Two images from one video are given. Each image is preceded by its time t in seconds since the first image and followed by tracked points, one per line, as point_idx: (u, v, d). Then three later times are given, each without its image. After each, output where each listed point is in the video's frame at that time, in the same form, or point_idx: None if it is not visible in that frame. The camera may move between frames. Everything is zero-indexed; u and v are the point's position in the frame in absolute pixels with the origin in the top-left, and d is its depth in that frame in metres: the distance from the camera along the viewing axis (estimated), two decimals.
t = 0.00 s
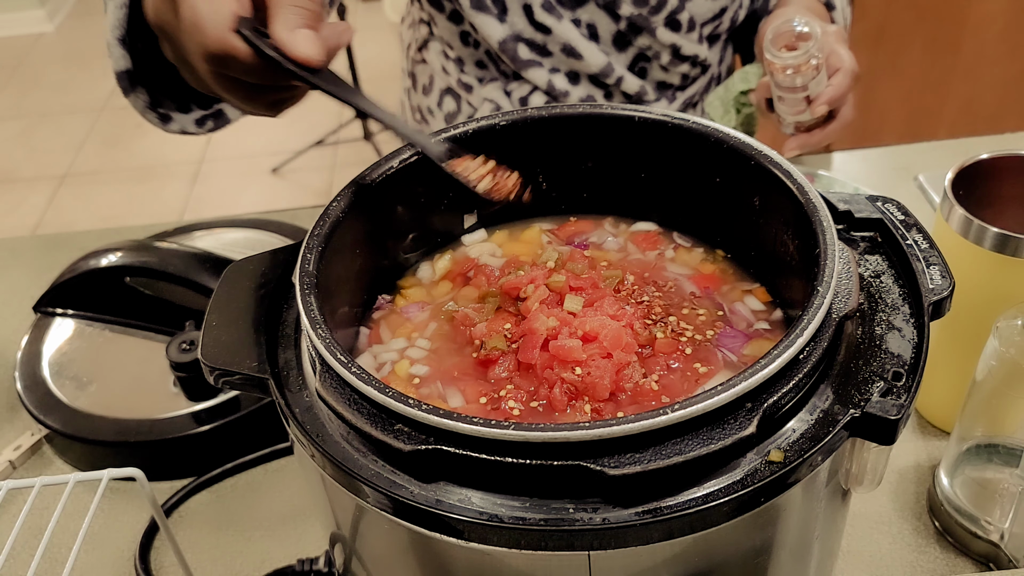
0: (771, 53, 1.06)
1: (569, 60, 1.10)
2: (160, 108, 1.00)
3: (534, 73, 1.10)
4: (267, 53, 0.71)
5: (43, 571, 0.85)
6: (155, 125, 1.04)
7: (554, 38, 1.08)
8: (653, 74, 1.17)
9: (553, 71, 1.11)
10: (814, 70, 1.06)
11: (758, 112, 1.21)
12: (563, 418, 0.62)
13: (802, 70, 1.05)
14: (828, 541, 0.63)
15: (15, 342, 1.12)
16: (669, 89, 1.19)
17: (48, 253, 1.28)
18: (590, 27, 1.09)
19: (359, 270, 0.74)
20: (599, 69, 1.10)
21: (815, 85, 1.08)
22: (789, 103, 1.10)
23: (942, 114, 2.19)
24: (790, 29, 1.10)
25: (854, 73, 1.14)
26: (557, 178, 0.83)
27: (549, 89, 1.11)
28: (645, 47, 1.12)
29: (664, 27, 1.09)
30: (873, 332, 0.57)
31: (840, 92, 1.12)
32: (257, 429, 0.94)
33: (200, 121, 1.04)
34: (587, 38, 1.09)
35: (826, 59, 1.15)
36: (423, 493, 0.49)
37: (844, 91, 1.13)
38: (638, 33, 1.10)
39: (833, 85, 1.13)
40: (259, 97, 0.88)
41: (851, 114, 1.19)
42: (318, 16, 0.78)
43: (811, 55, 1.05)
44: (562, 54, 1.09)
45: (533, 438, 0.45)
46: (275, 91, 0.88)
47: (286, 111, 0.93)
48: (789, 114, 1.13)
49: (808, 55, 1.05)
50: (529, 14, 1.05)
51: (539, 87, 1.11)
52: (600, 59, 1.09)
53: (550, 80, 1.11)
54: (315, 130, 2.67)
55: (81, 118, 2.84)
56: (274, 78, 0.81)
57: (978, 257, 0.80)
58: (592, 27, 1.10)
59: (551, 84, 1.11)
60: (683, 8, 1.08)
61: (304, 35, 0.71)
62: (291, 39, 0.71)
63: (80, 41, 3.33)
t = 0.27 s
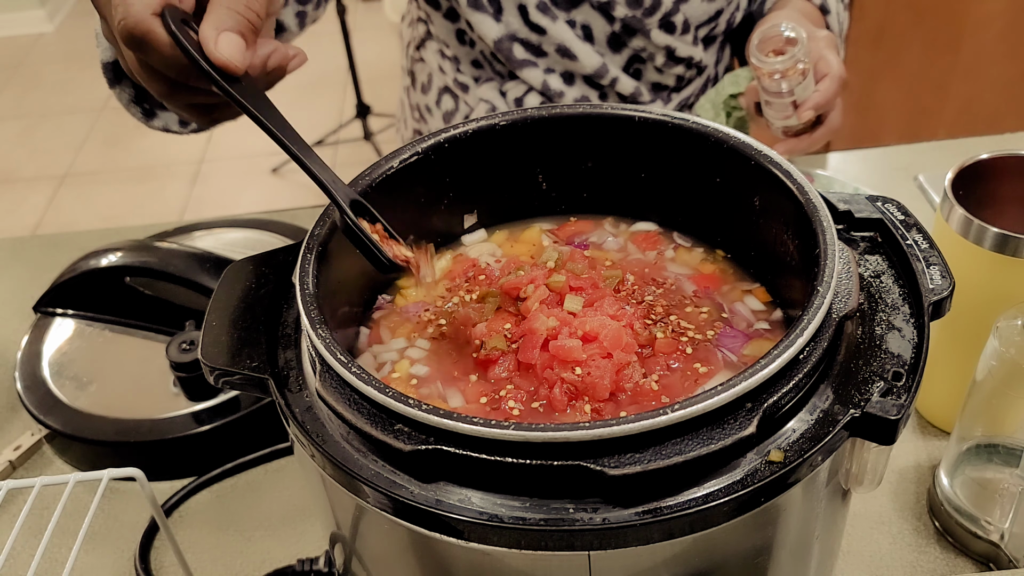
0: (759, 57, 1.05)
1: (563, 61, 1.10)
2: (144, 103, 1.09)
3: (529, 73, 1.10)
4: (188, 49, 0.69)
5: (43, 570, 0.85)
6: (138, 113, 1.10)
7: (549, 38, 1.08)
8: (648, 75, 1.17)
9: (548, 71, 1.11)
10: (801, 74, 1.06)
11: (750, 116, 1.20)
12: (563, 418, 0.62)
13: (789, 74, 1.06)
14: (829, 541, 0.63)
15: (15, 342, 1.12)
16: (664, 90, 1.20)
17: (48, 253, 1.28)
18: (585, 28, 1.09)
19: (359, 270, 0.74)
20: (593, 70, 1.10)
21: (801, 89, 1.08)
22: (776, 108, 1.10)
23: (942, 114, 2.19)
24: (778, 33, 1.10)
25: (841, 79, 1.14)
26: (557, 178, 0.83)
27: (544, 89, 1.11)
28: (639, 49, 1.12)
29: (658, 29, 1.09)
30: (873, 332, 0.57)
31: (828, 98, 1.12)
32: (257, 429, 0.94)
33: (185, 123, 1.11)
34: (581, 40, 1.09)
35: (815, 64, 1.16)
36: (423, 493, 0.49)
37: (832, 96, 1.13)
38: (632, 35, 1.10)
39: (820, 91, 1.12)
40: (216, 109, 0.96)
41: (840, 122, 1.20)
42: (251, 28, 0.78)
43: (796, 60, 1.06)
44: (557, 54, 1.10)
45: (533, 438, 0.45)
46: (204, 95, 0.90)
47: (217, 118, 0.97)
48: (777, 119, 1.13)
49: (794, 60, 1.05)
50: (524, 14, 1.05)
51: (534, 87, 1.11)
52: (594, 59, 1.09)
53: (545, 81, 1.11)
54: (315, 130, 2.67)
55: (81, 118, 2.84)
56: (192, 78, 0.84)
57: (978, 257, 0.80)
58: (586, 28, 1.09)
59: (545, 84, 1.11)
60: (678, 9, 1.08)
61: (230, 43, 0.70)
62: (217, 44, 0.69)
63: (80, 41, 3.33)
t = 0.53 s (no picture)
0: (761, 53, 1.05)
1: (568, 62, 1.10)
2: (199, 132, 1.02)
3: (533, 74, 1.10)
4: (282, 59, 0.70)
5: (43, 570, 0.85)
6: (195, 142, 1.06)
7: (553, 39, 1.08)
8: (651, 75, 1.17)
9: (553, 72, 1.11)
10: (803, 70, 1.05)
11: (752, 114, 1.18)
12: (563, 418, 0.62)
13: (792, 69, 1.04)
14: (829, 541, 0.63)
15: (15, 342, 1.12)
16: (666, 90, 1.19)
17: (47, 253, 1.28)
18: (590, 29, 1.09)
19: (359, 270, 0.74)
20: (598, 71, 1.10)
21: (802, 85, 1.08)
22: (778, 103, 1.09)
23: (942, 114, 2.19)
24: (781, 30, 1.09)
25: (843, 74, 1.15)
26: (557, 178, 0.83)
27: (548, 89, 1.11)
28: (644, 49, 1.12)
29: (663, 29, 1.09)
30: (873, 332, 0.57)
31: (827, 94, 1.13)
32: (256, 429, 0.94)
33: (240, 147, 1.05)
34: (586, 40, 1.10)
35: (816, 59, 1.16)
36: (423, 493, 0.49)
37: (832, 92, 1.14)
38: (637, 35, 1.10)
39: (820, 87, 1.13)
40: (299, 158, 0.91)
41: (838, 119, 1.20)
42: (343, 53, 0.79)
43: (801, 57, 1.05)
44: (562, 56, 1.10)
45: (533, 438, 0.45)
46: (283, 130, 0.85)
47: (296, 160, 0.91)
48: (777, 114, 1.12)
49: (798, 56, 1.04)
50: (529, 15, 1.06)
51: (539, 87, 1.11)
52: (599, 60, 1.09)
53: (550, 81, 1.10)
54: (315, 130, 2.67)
55: (81, 118, 2.84)
56: (281, 111, 0.80)
57: (978, 257, 0.80)
58: (591, 29, 1.10)
59: (550, 84, 1.11)
60: (682, 9, 1.08)
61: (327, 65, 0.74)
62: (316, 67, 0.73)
63: (80, 41, 3.33)
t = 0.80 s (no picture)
0: (773, 51, 1.05)
1: (574, 61, 1.10)
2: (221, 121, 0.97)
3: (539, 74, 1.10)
4: None
5: (43, 570, 0.85)
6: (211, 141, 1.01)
7: (560, 38, 1.08)
8: (656, 73, 1.17)
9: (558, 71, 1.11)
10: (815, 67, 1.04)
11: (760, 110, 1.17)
12: (563, 418, 0.62)
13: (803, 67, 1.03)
14: (829, 541, 0.63)
15: (15, 342, 1.12)
16: (671, 88, 1.19)
17: (47, 253, 1.28)
18: (596, 28, 1.10)
19: (359, 270, 0.74)
20: (604, 70, 1.11)
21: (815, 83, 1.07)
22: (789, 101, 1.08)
23: (942, 113, 2.19)
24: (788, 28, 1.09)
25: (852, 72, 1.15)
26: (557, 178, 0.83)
27: (554, 89, 1.11)
28: (650, 47, 1.12)
29: (669, 27, 1.09)
30: (873, 332, 0.57)
31: (838, 92, 1.12)
32: (256, 429, 0.94)
33: (257, 141, 1.02)
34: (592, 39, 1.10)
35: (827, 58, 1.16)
36: (423, 493, 0.49)
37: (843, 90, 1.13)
38: (643, 34, 1.11)
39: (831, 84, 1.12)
40: (347, 78, 0.86)
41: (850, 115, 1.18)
42: None
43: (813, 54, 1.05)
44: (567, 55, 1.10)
45: (533, 438, 0.45)
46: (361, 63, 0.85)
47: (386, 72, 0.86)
48: (789, 113, 1.11)
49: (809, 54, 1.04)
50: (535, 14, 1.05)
51: (544, 87, 1.10)
52: (605, 60, 1.10)
53: (555, 81, 1.10)
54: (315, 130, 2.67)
55: (81, 118, 2.84)
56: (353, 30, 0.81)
57: (979, 257, 0.80)
58: (597, 28, 1.10)
59: (556, 84, 1.10)
60: (688, 8, 1.09)
61: None
62: None
63: (81, 41, 3.33)
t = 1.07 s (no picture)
0: (761, 47, 1.06)
1: (570, 59, 1.09)
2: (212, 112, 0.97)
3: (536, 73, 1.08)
4: None
5: (43, 571, 0.85)
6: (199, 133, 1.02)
7: (556, 37, 1.06)
8: (653, 72, 1.17)
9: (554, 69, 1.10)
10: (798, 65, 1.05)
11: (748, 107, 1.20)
12: (563, 418, 0.62)
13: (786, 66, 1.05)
14: (829, 541, 0.63)
15: (15, 342, 1.12)
16: (669, 86, 1.19)
17: (47, 253, 1.28)
18: (592, 26, 1.09)
19: (359, 270, 0.74)
20: (600, 68, 1.10)
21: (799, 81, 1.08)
22: (777, 98, 1.09)
23: (942, 113, 2.19)
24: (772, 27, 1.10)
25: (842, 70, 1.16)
26: (557, 179, 0.83)
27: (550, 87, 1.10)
28: (646, 46, 1.12)
29: (665, 26, 1.10)
30: (873, 332, 0.57)
31: (826, 91, 1.13)
32: (257, 428, 0.94)
33: (245, 134, 1.02)
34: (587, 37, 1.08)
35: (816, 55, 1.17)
36: (423, 493, 0.49)
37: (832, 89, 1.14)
38: (639, 32, 1.10)
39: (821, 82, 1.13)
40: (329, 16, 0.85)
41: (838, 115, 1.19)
42: None
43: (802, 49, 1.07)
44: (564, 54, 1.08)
45: (533, 438, 0.45)
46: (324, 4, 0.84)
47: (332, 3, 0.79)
48: (775, 109, 1.13)
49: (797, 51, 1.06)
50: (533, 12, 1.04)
51: (541, 86, 1.10)
52: (601, 57, 1.09)
53: (552, 79, 1.09)
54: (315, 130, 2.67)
55: (81, 118, 2.84)
56: None
57: (978, 257, 0.80)
58: (593, 26, 1.09)
59: (552, 82, 1.09)
60: (684, 6, 1.09)
61: None
62: None
63: (81, 41, 3.33)
